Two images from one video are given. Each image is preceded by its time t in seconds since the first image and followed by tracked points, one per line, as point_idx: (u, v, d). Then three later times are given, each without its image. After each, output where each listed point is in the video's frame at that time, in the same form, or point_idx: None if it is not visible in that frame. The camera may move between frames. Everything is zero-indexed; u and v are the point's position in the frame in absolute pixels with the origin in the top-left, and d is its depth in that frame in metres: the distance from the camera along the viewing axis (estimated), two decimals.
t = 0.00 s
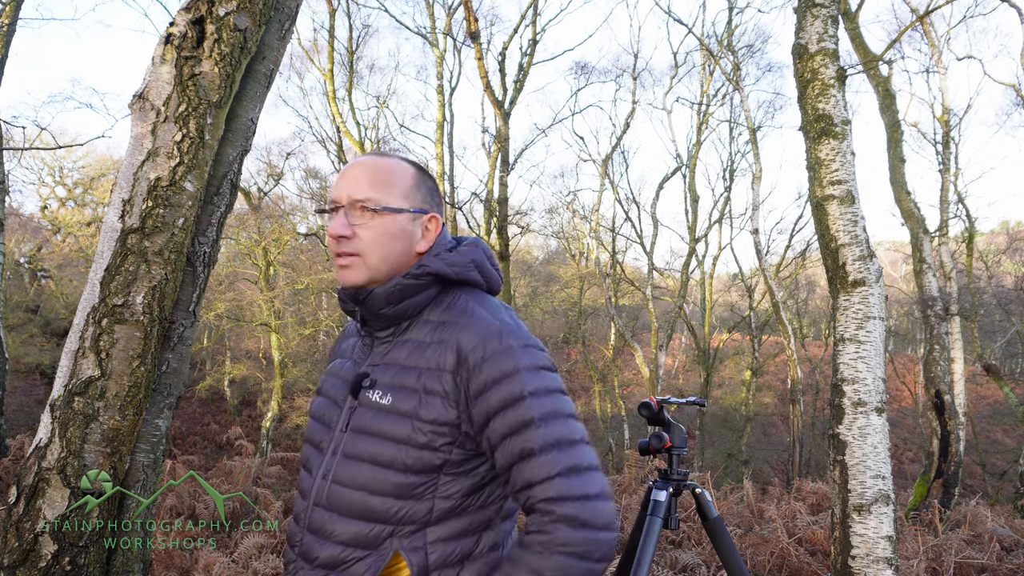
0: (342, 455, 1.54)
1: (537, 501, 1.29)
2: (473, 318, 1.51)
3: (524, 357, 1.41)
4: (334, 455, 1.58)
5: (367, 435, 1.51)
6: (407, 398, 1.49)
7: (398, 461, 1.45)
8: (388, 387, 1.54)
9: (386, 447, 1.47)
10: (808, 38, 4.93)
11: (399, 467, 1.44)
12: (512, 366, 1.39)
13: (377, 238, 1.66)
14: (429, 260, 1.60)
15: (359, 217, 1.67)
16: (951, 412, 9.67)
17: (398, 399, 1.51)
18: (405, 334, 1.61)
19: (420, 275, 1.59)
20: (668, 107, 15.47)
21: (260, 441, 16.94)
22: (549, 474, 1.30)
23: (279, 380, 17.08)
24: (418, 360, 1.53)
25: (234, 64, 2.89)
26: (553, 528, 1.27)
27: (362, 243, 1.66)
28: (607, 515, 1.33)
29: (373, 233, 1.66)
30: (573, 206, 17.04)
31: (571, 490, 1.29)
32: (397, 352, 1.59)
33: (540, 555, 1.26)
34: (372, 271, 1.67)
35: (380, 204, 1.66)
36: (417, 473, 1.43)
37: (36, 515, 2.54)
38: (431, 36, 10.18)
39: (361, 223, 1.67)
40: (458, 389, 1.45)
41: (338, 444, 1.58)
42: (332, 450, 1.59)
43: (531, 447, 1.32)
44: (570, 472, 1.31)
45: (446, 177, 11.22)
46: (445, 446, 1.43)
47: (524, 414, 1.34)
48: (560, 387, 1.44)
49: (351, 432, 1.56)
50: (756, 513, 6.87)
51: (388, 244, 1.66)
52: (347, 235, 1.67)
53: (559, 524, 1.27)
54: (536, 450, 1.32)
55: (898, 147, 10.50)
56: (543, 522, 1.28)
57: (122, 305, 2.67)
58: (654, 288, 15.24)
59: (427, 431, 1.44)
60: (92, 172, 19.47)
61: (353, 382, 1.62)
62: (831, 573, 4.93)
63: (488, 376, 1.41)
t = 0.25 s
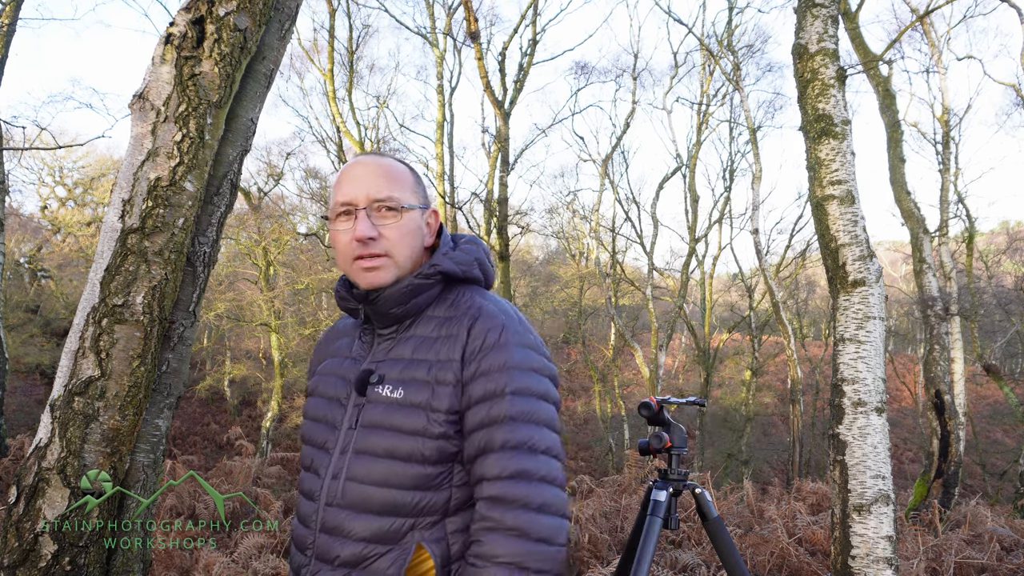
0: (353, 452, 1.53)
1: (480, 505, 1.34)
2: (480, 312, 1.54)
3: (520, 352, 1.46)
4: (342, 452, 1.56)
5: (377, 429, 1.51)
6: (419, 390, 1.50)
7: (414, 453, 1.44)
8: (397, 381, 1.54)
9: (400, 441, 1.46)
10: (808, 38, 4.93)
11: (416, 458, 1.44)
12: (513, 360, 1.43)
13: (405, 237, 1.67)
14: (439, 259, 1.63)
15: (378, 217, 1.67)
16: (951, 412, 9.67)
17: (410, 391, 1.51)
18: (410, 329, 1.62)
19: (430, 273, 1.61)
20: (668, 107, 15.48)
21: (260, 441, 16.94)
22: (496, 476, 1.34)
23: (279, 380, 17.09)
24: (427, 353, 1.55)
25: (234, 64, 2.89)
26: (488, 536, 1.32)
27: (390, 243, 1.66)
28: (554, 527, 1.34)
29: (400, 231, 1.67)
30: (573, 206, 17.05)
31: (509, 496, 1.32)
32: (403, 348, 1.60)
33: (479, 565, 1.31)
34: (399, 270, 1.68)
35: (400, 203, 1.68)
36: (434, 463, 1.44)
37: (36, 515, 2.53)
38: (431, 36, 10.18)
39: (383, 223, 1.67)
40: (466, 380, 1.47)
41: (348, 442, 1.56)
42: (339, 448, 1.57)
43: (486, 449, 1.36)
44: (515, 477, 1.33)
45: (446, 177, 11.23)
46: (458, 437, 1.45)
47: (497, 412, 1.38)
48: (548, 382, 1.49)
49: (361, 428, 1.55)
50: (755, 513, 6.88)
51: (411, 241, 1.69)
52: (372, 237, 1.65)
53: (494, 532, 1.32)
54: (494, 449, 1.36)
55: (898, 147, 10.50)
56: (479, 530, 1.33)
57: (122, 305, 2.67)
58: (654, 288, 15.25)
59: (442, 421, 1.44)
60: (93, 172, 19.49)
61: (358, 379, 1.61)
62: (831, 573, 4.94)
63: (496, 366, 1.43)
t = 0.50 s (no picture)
0: (356, 452, 1.53)
1: (517, 497, 1.36)
2: (479, 308, 1.56)
3: (523, 346, 1.49)
4: (344, 453, 1.56)
5: (382, 427, 1.52)
6: (420, 387, 1.50)
7: (421, 449, 1.45)
8: (397, 379, 1.55)
9: (405, 437, 1.47)
10: (808, 39, 4.93)
11: (422, 454, 1.45)
12: (518, 355, 1.46)
13: (400, 235, 1.68)
14: (433, 257, 1.63)
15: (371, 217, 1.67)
16: (951, 412, 9.67)
17: (412, 388, 1.51)
18: (407, 328, 1.62)
19: (423, 271, 1.61)
20: (668, 107, 15.47)
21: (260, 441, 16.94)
22: (531, 469, 1.37)
23: (279, 380, 17.09)
24: (427, 350, 1.55)
25: (234, 64, 2.89)
26: (531, 527, 1.34)
27: (383, 242, 1.66)
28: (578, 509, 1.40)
29: (393, 230, 1.67)
30: (573, 206, 17.05)
31: (549, 487, 1.36)
32: (401, 346, 1.60)
33: (523, 555, 1.33)
34: (394, 269, 1.67)
35: (393, 202, 1.69)
36: (440, 458, 1.45)
37: (36, 515, 2.54)
38: (431, 36, 10.18)
39: (377, 223, 1.67)
40: (471, 375, 1.49)
41: (349, 442, 1.56)
42: (341, 448, 1.57)
43: (521, 442, 1.39)
44: (554, 466, 1.38)
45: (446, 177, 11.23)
46: (463, 432, 1.46)
47: (521, 405, 1.42)
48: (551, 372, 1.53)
49: (363, 427, 1.55)
50: (756, 513, 6.87)
51: (406, 239, 1.69)
52: (365, 237, 1.65)
53: (536, 522, 1.35)
54: (525, 443, 1.39)
55: (898, 147, 10.50)
56: (521, 521, 1.35)
57: (122, 305, 2.67)
58: (654, 288, 15.25)
59: (447, 416, 1.45)
60: (92, 172, 19.50)
61: (357, 379, 1.61)
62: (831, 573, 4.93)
63: (499, 361, 1.46)
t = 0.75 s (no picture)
0: (358, 452, 1.53)
1: (523, 495, 1.36)
2: (480, 307, 1.56)
3: (526, 345, 1.50)
4: (346, 452, 1.56)
5: (384, 427, 1.52)
6: (422, 385, 1.51)
7: (423, 448, 1.45)
8: (399, 378, 1.55)
9: (408, 436, 1.47)
10: (808, 38, 4.94)
11: (424, 453, 1.45)
12: (522, 355, 1.47)
13: (399, 239, 1.67)
14: (433, 258, 1.63)
15: (369, 223, 1.66)
16: (951, 412, 9.67)
17: (414, 387, 1.52)
18: (408, 327, 1.62)
19: (424, 271, 1.61)
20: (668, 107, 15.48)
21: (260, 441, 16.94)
22: (535, 467, 1.37)
23: (279, 380, 17.10)
24: (428, 349, 1.56)
25: (234, 64, 2.89)
26: (539, 525, 1.34)
27: (382, 247, 1.65)
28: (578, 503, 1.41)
29: (391, 235, 1.67)
30: (573, 206, 17.06)
31: (556, 484, 1.37)
32: (402, 346, 1.60)
33: (532, 553, 1.33)
34: (393, 273, 1.67)
35: (390, 208, 1.67)
36: (442, 456, 1.45)
37: (36, 515, 2.54)
38: (431, 36, 10.18)
39: (375, 228, 1.66)
40: (473, 373, 1.49)
41: (351, 442, 1.56)
42: (342, 449, 1.57)
43: (525, 441, 1.39)
44: (558, 463, 1.40)
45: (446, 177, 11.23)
46: (465, 430, 1.47)
47: (527, 403, 1.42)
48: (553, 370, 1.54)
49: (365, 426, 1.55)
50: (756, 513, 6.87)
51: (404, 244, 1.69)
52: (363, 244, 1.64)
53: (545, 519, 1.35)
54: (531, 441, 1.39)
55: (898, 147, 10.50)
56: (527, 519, 1.35)
57: (122, 305, 2.68)
58: (654, 288, 15.25)
59: (449, 414, 1.46)
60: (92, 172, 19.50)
61: (358, 379, 1.61)
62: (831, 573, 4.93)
63: (503, 361, 1.46)
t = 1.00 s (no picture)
0: (355, 454, 1.53)
1: (536, 494, 1.36)
2: (476, 308, 1.56)
3: (525, 344, 1.49)
4: (343, 455, 1.56)
5: (381, 429, 1.51)
6: (419, 387, 1.50)
7: (421, 450, 1.45)
8: (395, 380, 1.55)
9: (405, 439, 1.47)
10: (808, 38, 4.94)
11: (421, 454, 1.45)
12: (519, 356, 1.46)
13: (389, 251, 1.66)
14: (425, 261, 1.63)
15: (358, 235, 1.64)
16: (951, 412, 9.67)
17: (410, 389, 1.51)
18: (403, 330, 1.62)
19: (416, 274, 1.61)
20: (668, 107, 15.48)
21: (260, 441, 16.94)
22: (550, 462, 1.37)
23: (279, 380, 17.10)
24: (425, 350, 1.55)
25: (234, 64, 2.89)
26: (554, 520, 1.34)
27: (371, 259, 1.64)
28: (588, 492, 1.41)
29: (380, 247, 1.65)
30: (573, 206, 17.07)
31: (567, 483, 1.37)
32: (398, 347, 1.60)
33: (545, 545, 1.33)
34: (384, 282, 1.67)
35: (379, 219, 1.65)
36: (440, 458, 1.45)
37: (36, 515, 2.54)
38: (431, 36, 10.19)
39: (364, 240, 1.65)
40: (471, 375, 1.49)
41: (348, 444, 1.56)
42: (339, 451, 1.57)
43: (535, 437, 1.39)
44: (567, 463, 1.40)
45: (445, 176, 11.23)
46: (463, 432, 1.47)
47: (532, 403, 1.41)
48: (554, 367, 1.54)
49: (361, 428, 1.55)
50: (756, 513, 6.87)
51: (395, 253, 1.68)
52: (352, 257, 1.64)
53: (560, 515, 1.35)
54: (539, 441, 1.39)
55: (898, 146, 10.51)
56: (541, 515, 1.35)
57: (122, 305, 2.68)
58: (654, 288, 15.25)
59: (446, 417, 1.46)
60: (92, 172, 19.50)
61: (354, 381, 1.61)
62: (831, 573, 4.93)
63: (500, 363, 1.45)
